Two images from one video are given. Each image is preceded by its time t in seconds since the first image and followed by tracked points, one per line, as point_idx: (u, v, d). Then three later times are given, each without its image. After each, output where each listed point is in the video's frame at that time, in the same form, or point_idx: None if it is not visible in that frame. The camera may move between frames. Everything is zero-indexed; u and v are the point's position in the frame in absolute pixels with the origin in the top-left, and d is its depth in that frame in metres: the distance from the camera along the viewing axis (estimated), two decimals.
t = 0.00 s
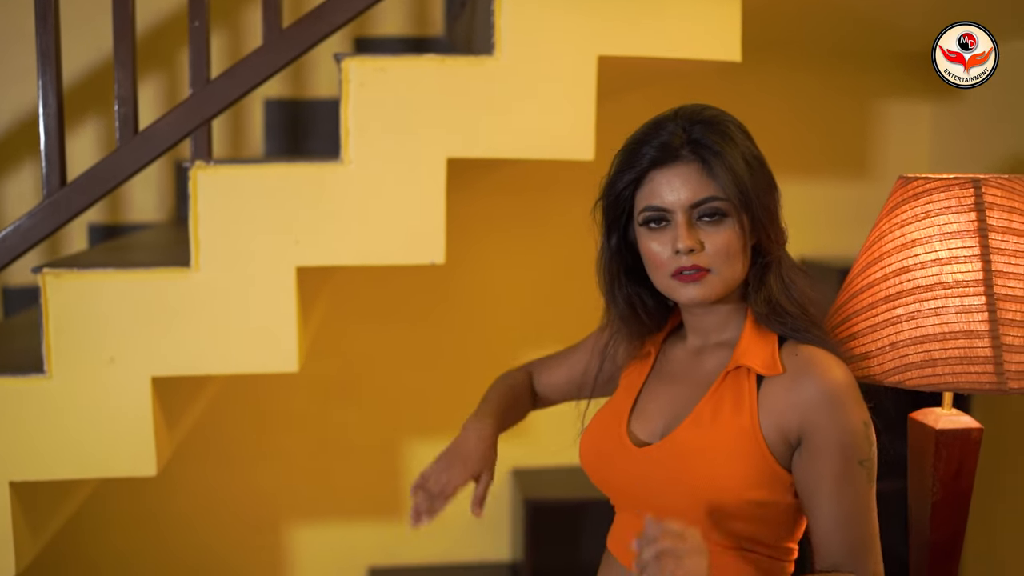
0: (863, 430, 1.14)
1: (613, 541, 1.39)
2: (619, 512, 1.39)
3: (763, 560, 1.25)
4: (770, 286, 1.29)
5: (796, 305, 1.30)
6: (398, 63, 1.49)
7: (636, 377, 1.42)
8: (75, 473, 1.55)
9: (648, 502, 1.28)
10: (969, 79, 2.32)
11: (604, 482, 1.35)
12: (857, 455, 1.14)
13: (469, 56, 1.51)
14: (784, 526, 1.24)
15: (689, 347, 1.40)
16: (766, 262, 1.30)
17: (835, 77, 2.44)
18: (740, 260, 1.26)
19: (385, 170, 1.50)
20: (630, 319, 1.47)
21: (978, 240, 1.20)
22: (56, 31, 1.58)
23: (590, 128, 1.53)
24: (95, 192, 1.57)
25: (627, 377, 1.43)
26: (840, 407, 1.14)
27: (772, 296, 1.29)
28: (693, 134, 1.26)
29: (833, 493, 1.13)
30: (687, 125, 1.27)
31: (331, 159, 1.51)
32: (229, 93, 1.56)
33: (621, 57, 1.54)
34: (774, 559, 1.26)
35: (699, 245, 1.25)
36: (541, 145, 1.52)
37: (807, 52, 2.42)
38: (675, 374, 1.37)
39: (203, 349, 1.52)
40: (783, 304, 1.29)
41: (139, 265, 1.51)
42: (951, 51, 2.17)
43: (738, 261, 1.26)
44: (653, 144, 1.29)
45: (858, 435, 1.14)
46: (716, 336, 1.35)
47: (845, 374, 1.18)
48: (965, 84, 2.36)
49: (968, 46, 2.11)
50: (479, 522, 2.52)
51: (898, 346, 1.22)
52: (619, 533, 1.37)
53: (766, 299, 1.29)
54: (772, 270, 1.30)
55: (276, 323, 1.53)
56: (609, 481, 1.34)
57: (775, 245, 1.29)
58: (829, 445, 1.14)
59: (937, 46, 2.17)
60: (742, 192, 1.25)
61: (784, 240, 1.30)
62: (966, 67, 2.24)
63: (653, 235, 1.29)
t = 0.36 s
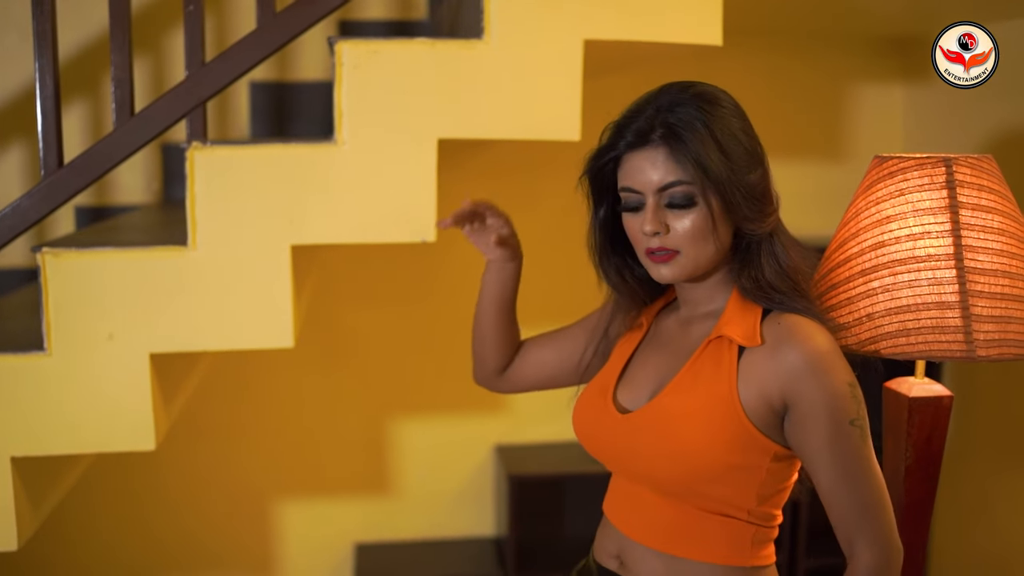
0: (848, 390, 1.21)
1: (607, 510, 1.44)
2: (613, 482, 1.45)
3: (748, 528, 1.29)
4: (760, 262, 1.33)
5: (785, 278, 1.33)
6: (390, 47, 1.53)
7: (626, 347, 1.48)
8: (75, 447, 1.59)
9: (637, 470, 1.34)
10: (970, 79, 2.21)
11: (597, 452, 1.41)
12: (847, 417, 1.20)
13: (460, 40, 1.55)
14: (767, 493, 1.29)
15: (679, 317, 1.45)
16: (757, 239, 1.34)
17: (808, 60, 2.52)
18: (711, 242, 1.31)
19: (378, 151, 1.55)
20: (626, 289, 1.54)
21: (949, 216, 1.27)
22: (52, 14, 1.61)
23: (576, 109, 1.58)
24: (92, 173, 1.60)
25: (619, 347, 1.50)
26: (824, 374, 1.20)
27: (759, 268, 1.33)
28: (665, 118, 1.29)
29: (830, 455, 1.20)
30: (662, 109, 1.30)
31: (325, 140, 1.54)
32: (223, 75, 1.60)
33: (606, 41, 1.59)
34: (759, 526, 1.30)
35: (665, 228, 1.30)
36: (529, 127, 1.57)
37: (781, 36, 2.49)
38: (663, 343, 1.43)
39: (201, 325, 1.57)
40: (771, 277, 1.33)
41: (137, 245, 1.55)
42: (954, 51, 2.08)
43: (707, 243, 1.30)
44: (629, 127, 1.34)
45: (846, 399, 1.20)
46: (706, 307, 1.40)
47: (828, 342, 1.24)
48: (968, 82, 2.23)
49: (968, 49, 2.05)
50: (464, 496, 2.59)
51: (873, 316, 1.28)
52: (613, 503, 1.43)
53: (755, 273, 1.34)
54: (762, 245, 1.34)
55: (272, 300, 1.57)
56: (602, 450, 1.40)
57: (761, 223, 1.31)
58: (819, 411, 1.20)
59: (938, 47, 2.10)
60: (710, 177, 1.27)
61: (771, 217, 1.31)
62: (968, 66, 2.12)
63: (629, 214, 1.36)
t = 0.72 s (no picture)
0: (816, 373, 1.27)
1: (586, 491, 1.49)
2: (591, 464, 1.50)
3: (717, 509, 1.35)
4: (721, 255, 1.37)
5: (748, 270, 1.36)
6: (385, 39, 1.57)
7: (601, 331, 1.54)
8: (77, 430, 1.63)
9: (612, 454, 1.39)
10: (970, 79, 2.22)
11: (574, 436, 1.46)
12: (813, 400, 1.27)
13: (452, 32, 1.60)
14: (735, 475, 1.35)
15: (652, 304, 1.50)
16: (718, 232, 1.37)
17: (786, 50, 2.58)
18: (657, 236, 1.35)
19: (373, 140, 1.59)
20: (597, 277, 1.59)
21: (923, 202, 1.33)
22: (52, 8, 1.64)
23: (565, 100, 1.63)
24: (92, 162, 1.64)
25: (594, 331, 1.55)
26: (787, 362, 1.26)
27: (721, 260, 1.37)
28: (617, 115, 1.33)
29: (799, 436, 1.28)
30: (617, 104, 1.34)
31: (321, 129, 1.59)
32: (221, 66, 1.64)
33: (594, 33, 1.65)
34: (728, 506, 1.36)
35: (610, 221, 1.36)
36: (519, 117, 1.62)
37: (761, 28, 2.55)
38: (636, 329, 1.48)
39: (201, 311, 1.61)
40: (731, 269, 1.37)
41: (136, 233, 1.59)
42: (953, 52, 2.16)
43: (652, 236, 1.35)
44: (587, 121, 1.38)
45: (811, 383, 1.27)
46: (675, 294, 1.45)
47: (793, 328, 1.29)
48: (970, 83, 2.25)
49: (969, 48, 2.13)
50: (452, 479, 2.64)
51: (852, 299, 1.33)
52: (591, 484, 1.48)
53: (717, 266, 1.38)
54: (726, 240, 1.37)
55: (270, 284, 1.62)
56: (578, 434, 1.45)
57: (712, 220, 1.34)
58: (784, 397, 1.27)
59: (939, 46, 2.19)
60: (651, 177, 1.31)
61: (727, 214, 1.34)
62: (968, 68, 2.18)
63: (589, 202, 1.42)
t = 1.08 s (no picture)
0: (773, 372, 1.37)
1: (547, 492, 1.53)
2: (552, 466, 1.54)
3: (681, 505, 1.41)
4: (668, 259, 1.44)
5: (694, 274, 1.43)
6: (381, 38, 1.62)
7: (561, 334, 1.57)
8: (80, 422, 1.67)
9: (576, 457, 1.43)
10: (971, 79, 2.21)
11: (537, 439, 1.50)
12: (768, 393, 1.37)
13: (446, 32, 1.64)
14: (698, 473, 1.40)
15: (609, 308, 1.55)
16: (664, 237, 1.43)
17: (770, 47, 2.64)
18: (600, 244, 1.41)
19: (368, 136, 1.63)
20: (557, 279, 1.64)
21: (902, 197, 1.38)
22: (53, 10, 1.69)
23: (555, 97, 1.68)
24: (94, 159, 1.68)
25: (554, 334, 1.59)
26: (749, 359, 1.35)
27: (671, 263, 1.44)
28: (565, 126, 1.38)
29: (750, 427, 1.37)
30: (568, 114, 1.38)
31: (319, 126, 1.63)
32: (220, 65, 1.68)
33: (582, 32, 1.70)
34: (692, 502, 1.42)
35: (555, 227, 1.41)
36: (511, 114, 1.67)
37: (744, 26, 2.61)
38: (595, 333, 1.53)
39: (202, 304, 1.65)
40: (680, 273, 1.44)
41: (137, 229, 1.63)
42: (953, 52, 2.17)
43: (594, 244, 1.41)
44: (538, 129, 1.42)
45: (768, 378, 1.37)
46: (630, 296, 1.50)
47: (755, 328, 1.38)
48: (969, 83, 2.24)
49: (968, 49, 2.14)
50: (443, 469, 2.69)
51: (834, 289, 1.39)
52: (552, 486, 1.52)
53: (668, 268, 1.44)
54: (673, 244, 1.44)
55: (269, 278, 1.66)
56: (541, 437, 1.48)
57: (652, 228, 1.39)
58: (744, 391, 1.36)
59: (939, 47, 2.19)
60: (594, 188, 1.36)
61: (670, 221, 1.40)
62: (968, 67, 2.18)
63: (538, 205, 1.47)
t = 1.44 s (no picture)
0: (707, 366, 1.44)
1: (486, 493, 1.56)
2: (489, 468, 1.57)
3: (619, 500, 1.45)
4: (607, 259, 1.49)
5: (634, 272, 1.49)
6: (381, 41, 1.65)
7: (502, 332, 1.60)
8: (87, 417, 1.71)
9: (517, 456, 1.46)
10: (970, 80, 2.25)
11: (476, 440, 1.53)
12: (703, 389, 1.44)
13: (444, 35, 1.68)
14: (637, 468, 1.45)
15: (547, 307, 1.58)
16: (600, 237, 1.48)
17: (761, 47, 2.68)
18: (541, 244, 1.44)
19: (366, 137, 1.67)
20: (498, 279, 1.66)
21: (888, 196, 1.42)
22: (60, 14, 1.73)
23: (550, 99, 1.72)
24: (99, 159, 1.71)
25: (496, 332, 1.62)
26: (686, 355, 1.42)
27: (609, 261, 1.49)
28: (501, 130, 1.40)
29: (687, 423, 1.44)
30: (504, 118, 1.41)
31: (320, 127, 1.67)
32: (222, 67, 1.71)
33: (577, 35, 1.74)
34: (630, 497, 1.47)
35: (496, 229, 1.44)
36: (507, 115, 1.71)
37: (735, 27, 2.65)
38: (532, 332, 1.56)
39: (205, 302, 1.68)
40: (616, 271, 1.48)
41: (141, 228, 1.66)
42: (953, 52, 2.23)
43: (534, 245, 1.44)
44: (477, 133, 1.45)
45: (703, 374, 1.43)
46: (570, 294, 1.54)
47: (691, 324, 1.44)
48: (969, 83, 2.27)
49: (968, 48, 2.20)
50: (439, 464, 2.73)
51: (823, 286, 1.43)
52: (489, 487, 1.54)
53: (607, 267, 1.49)
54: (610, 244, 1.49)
55: (271, 276, 1.69)
56: (481, 437, 1.51)
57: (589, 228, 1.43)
58: (681, 386, 1.42)
59: (940, 47, 2.26)
60: (532, 190, 1.39)
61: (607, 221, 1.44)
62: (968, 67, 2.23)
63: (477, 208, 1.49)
